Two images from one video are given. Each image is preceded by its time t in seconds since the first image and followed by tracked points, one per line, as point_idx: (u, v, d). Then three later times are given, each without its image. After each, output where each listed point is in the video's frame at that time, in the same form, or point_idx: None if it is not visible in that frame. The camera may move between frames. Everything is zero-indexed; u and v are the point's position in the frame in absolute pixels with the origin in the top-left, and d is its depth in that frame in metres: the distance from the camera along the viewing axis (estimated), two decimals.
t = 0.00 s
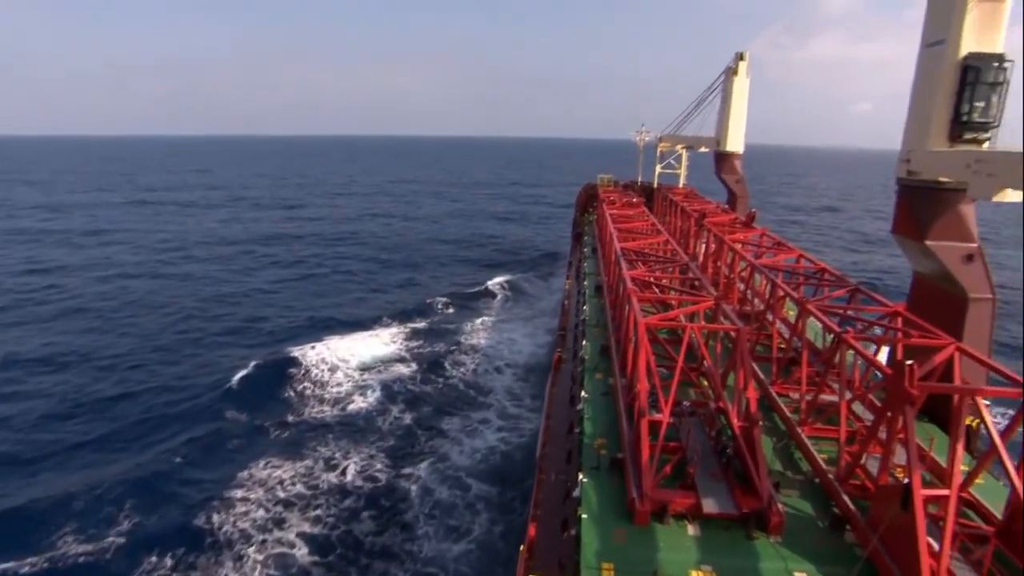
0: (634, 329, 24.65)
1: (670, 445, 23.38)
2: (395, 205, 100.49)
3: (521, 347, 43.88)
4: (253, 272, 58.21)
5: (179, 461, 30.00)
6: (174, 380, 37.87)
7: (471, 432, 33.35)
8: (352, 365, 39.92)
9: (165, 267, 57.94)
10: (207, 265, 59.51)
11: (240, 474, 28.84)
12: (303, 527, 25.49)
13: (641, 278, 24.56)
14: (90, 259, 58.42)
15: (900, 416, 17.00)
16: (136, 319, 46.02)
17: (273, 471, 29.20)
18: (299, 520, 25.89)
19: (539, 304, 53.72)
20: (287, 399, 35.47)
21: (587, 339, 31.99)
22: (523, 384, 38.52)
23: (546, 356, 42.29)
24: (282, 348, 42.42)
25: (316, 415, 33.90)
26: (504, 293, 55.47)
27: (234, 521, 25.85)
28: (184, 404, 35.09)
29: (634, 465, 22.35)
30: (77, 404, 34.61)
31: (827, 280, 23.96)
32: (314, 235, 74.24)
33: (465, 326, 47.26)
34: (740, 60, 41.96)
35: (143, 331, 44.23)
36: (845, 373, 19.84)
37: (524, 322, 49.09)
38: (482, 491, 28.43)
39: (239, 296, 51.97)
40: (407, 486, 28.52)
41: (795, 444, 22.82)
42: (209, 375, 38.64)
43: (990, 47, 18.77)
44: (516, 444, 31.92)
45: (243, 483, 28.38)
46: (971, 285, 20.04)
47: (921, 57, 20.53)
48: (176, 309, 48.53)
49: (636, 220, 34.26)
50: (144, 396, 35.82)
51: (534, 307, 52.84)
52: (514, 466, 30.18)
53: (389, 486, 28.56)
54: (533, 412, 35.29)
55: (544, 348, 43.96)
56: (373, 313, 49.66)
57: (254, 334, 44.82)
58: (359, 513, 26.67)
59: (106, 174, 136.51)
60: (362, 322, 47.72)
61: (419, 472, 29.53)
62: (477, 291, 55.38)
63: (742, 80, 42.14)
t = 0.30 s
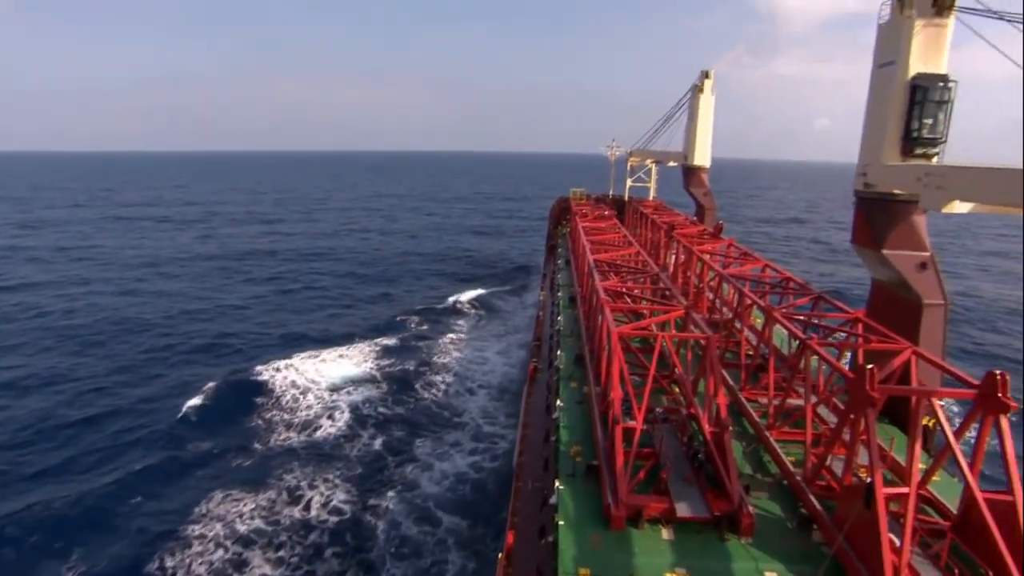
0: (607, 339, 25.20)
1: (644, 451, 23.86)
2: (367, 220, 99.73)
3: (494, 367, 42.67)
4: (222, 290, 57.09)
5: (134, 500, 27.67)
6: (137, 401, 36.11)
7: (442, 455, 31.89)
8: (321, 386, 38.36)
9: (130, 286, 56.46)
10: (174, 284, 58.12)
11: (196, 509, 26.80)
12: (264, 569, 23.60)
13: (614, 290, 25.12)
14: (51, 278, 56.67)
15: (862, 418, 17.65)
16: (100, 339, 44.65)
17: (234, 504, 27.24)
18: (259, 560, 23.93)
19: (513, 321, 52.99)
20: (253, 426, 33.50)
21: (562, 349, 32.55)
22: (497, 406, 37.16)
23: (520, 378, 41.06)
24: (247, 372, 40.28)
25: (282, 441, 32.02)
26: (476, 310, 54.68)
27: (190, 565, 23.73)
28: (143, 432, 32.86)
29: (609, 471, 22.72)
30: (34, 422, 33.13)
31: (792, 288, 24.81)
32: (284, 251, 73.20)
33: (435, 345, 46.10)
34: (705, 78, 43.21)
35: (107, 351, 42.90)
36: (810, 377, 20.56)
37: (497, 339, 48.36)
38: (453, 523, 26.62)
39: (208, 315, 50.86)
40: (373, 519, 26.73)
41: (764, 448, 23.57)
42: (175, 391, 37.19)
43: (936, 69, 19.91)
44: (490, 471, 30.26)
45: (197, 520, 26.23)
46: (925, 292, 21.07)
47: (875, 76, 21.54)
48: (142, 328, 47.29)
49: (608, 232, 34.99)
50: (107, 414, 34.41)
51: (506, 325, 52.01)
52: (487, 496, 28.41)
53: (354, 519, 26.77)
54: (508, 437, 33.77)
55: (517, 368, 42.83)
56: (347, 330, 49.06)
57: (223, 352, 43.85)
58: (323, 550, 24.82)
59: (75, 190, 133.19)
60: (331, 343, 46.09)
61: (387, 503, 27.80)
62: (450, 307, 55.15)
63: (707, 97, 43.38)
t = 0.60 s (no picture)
0: (586, 347, 25.29)
1: (625, 459, 23.89)
2: (342, 233, 98.69)
3: (471, 387, 40.89)
4: (192, 306, 55.81)
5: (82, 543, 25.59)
6: (97, 424, 34.58)
7: (417, 481, 30.26)
8: (291, 407, 36.61)
9: (97, 303, 54.99)
10: (142, 299, 56.73)
11: (150, 548, 24.97)
12: None
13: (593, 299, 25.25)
14: (13, 295, 55.02)
15: (838, 422, 17.89)
16: (63, 357, 43.30)
17: (192, 541, 25.47)
18: None
19: (490, 335, 51.66)
20: (217, 455, 31.60)
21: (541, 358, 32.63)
22: (476, 428, 35.38)
23: (499, 397, 39.27)
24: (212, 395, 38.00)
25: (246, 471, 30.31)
26: (452, 325, 53.34)
27: None
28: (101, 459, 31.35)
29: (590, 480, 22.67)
30: None
31: (768, 294, 25.18)
32: (257, 265, 72.02)
33: (409, 363, 44.36)
34: (681, 89, 43.80)
35: (71, 370, 41.55)
36: (787, 383, 20.83)
37: (474, 354, 46.98)
38: (428, 559, 24.84)
39: (177, 330, 49.63)
40: (340, 557, 24.89)
41: (742, 454, 23.83)
42: (140, 412, 36.07)
43: (902, 81, 20.47)
44: (467, 500, 28.57)
45: (148, 562, 24.32)
46: (896, 297, 21.51)
47: (843, 88, 22.04)
48: (108, 345, 46.02)
49: (586, 241, 35.21)
50: (69, 437, 33.26)
51: (483, 339, 50.54)
52: (464, 526, 26.60)
53: (319, 556, 24.90)
54: (487, 460, 32.01)
55: (495, 386, 41.11)
56: (321, 343, 48.14)
57: (192, 366, 42.80)
58: None
59: (46, 203, 130.76)
60: (299, 362, 44.02)
61: (356, 537, 26.04)
62: (428, 318, 54.70)
63: (683, 107, 43.99)
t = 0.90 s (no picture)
0: (563, 359, 25.29)
1: (603, 470, 23.85)
2: (314, 246, 97.34)
3: (445, 410, 39.22)
4: (156, 324, 54.23)
5: None
6: (43, 454, 32.50)
7: (387, 516, 28.55)
8: (255, 435, 34.60)
9: (56, 322, 53.24)
10: (104, 318, 54.99)
11: None
12: None
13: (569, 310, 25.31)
14: None
15: (813, 430, 18.09)
16: (20, 377, 41.75)
17: None
18: None
19: (464, 353, 50.36)
20: (172, 488, 29.71)
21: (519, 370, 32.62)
22: (450, 455, 33.70)
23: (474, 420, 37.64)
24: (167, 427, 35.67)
25: (201, 505, 28.45)
26: (426, 343, 52.06)
27: None
28: (47, 492, 29.37)
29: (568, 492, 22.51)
30: None
31: (742, 304, 25.51)
32: (226, 281, 70.51)
33: (381, 387, 42.53)
34: (655, 101, 44.37)
35: (25, 393, 39.74)
36: (762, 391, 21.06)
37: (449, 374, 45.50)
38: None
39: (141, 350, 48.10)
40: None
41: (719, 463, 24.00)
42: (97, 435, 34.37)
43: (869, 94, 21.00)
44: (441, 538, 26.77)
45: None
46: (866, 305, 21.96)
47: (813, 100, 22.52)
48: (67, 366, 44.28)
49: (563, 252, 35.37)
50: (21, 461, 31.76)
51: (456, 357, 49.06)
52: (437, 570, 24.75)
53: None
54: (461, 490, 30.41)
55: (472, 408, 39.46)
56: (293, 362, 47.07)
57: (153, 389, 41.09)
58: None
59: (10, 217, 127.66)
60: (264, 386, 41.87)
61: None
62: (402, 333, 54.16)
63: (657, 119, 44.59)
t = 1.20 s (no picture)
0: (545, 369, 25.28)
1: (586, 479, 23.81)
2: (290, 258, 95.76)
3: (425, 431, 37.00)
4: (125, 341, 52.42)
5: None
6: None
7: (362, 550, 26.65)
8: (222, 462, 32.17)
9: (22, 337, 51.76)
10: (69, 335, 52.99)
11: None
12: None
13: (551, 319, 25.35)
14: None
15: (793, 435, 18.26)
16: None
17: None
18: None
19: (444, 367, 48.80)
20: (127, 518, 27.83)
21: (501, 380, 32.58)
22: (428, 482, 31.62)
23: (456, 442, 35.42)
24: (127, 455, 33.30)
25: (159, 538, 26.53)
26: (405, 358, 50.30)
27: None
28: None
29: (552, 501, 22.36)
30: None
31: (722, 312, 25.75)
32: (199, 295, 68.76)
33: (359, 407, 40.27)
34: (635, 112, 44.80)
35: None
36: (743, 398, 21.22)
37: (428, 390, 43.30)
38: None
39: (107, 368, 46.23)
40: None
41: (702, 470, 24.11)
42: (57, 458, 32.57)
43: (843, 105, 21.41)
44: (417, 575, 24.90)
45: None
46: (844, 312, 22.28)
47: (789, 111, 22.86)
48: (27, 386, 42.23)
49: (545, 262, 35.46)
50: None
51: (436, 372, 47.12)
52: None
53: None
54: (440, 523, 28.18)
55: (453, 428, 37.33)
56: (268, 375, 45.68)
57: (119, 408, 39.12)
58: None
59: None
60: (233, 407, 39.35)
61: None
62: (380, 345, 53.48)
63: (637, 130, 45.01)
